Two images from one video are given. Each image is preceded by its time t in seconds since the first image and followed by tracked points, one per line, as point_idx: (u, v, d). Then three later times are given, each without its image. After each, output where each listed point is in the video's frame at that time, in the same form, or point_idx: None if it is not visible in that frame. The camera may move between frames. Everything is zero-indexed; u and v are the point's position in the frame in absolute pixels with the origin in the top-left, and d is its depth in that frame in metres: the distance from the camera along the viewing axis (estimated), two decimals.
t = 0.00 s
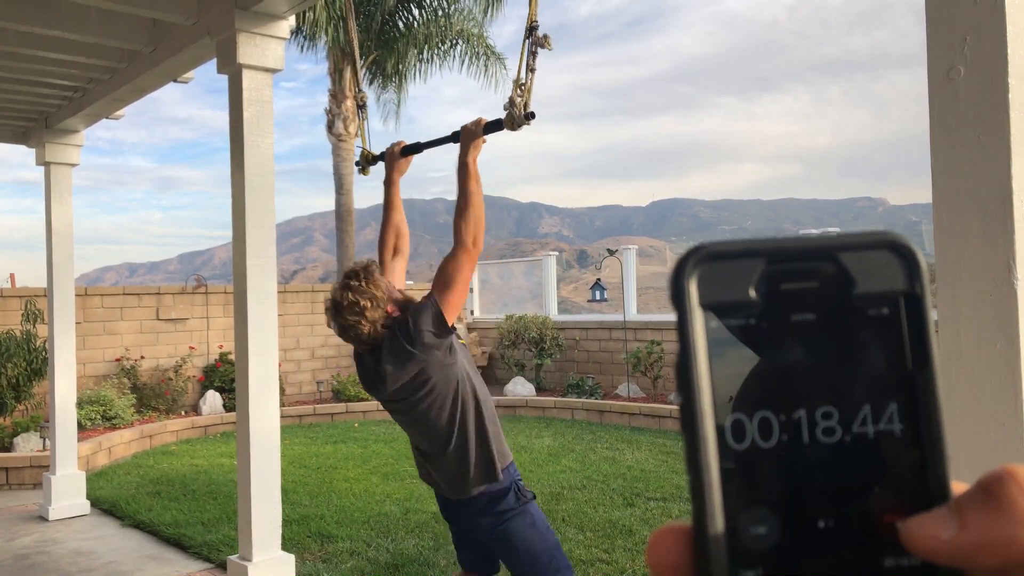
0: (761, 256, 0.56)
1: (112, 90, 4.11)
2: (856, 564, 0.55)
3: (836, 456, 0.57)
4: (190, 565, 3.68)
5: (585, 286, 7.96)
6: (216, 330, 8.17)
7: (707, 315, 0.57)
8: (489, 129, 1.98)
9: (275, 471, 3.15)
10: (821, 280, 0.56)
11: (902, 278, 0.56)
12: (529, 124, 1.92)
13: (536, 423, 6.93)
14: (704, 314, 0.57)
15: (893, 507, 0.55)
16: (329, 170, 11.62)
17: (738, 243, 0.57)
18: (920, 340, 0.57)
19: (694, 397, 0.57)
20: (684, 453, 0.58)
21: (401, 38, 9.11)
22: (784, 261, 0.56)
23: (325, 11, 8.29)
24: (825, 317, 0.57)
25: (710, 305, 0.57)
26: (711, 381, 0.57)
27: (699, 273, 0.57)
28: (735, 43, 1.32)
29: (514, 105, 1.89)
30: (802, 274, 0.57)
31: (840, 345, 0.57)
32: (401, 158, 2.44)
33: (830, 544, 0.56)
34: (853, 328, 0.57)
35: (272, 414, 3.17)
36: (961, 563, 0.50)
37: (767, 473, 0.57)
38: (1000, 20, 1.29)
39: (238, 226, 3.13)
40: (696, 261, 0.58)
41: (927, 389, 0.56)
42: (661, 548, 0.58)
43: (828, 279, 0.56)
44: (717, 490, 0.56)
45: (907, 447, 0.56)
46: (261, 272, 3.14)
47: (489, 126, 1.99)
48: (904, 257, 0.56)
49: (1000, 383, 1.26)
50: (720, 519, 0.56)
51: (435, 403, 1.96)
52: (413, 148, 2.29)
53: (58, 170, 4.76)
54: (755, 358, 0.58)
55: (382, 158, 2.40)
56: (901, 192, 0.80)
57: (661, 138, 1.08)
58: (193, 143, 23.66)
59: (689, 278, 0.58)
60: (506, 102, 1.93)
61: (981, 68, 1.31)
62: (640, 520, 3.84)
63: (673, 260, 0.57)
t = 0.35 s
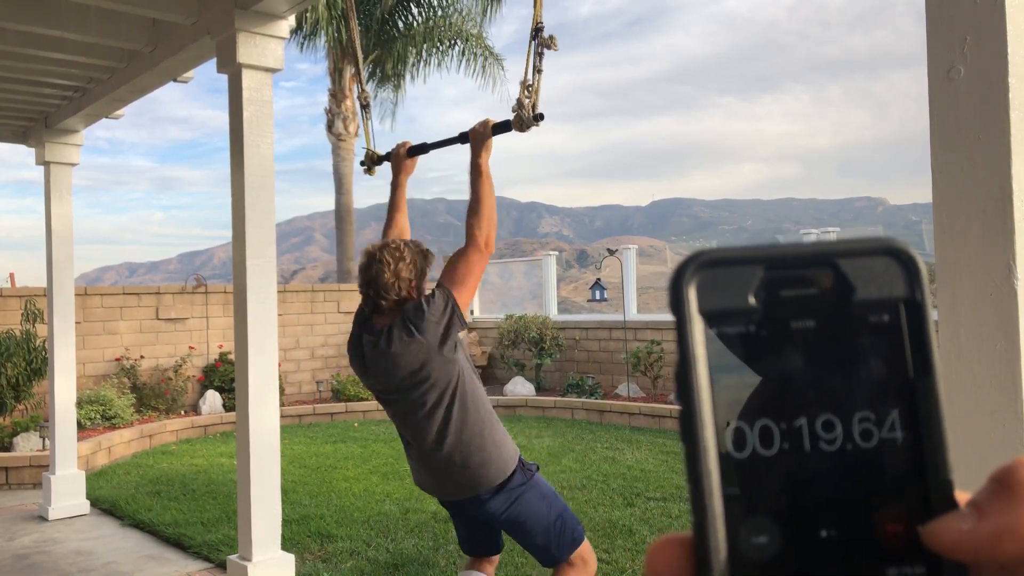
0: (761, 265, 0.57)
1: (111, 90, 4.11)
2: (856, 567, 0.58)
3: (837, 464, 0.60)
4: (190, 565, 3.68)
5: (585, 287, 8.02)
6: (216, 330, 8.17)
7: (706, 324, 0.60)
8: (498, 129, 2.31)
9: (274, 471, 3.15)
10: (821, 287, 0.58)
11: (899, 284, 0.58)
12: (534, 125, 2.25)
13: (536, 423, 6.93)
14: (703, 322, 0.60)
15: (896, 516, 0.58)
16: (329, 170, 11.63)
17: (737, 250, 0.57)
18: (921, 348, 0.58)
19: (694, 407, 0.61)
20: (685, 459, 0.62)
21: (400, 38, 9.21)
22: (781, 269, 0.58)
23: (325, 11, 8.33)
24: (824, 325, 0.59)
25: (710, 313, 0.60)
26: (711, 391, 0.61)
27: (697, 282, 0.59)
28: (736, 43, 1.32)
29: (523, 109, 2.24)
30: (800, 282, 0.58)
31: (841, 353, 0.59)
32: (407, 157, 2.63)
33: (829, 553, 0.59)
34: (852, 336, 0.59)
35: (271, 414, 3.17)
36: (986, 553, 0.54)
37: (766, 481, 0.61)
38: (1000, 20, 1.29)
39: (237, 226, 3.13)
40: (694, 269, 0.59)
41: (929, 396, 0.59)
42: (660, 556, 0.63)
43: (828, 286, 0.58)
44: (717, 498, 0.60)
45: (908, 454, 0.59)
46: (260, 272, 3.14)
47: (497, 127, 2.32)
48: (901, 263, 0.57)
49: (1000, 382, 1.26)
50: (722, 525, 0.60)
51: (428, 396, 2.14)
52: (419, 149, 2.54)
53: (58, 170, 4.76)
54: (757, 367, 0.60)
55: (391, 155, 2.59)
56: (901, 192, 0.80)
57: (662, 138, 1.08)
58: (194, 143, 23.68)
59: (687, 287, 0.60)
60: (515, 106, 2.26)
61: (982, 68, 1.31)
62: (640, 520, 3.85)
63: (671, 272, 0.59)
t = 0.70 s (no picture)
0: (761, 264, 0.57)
1: (111, 90, 4.11)
2: (851, 561, 0.59)
3: (836, 462, 0.60)
4: (190, 564, 3.68)
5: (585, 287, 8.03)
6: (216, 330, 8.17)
7: (706, 322, 0.60)
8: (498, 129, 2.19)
9: (274, 471, 3.15)
10: (819, 287, 0.58)
11: (898, 285, 0.58)
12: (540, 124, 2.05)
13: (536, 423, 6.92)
14: (703, 321, 0.60)
15: (892, 513, 0.59)
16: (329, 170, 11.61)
17: (738, 249, 0.58)
18: (918, 347, 0.59)
19: (694, 405, 0.60)
20: (685, 456, 0.61)
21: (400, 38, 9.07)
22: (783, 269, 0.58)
23: (324, 10, 8.29)
24: (823, 325, 0.59)
25: (711, 311, 0.60)
26: (711, 390, 0.60)
27: (698, 282, 0.59)
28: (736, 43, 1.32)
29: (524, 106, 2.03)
30: (800, 282, 0.58)
31: (839, 353, 0.60)
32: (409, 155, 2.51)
33: (825, 549, 0.59)
34: (851, 335, 0.59)
35: (272, 414, 3.17)
36: (976, 549, 0.56)
37: (763, 479, 0.60)
38: (1000, 20, 1.29)
39: (238, 226, 3.13)
40: (695, 269, 0.59)
41: (922, 396, 0.59)
42: (660, 550, 0.63)
43: (827, 285, 0.58)
44: (716, 499, 0.60)
45: (905, 452, 0.59)
46: (260, 272, 3.14)
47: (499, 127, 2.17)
48: (900, 265, 0.58)
49: (1000, 382, 1.26)
50: (720, 527, 0.59)
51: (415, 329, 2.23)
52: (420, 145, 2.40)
53: (58, 170, 4.76)
54: (756, 365, 0.60)
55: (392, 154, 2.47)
56: (902, 192, 0.80)
57: (662, 138, 1.09)
58: (194, 143, 23.66)
59: (688, 286, 0.60)
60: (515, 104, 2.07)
61: (981, 68, 1.31)
62: (640, 520, 3.84)
63: (672, 271, 0.59)
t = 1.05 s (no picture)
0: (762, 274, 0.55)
1: (111, 90, 4.11)
2: None
3: (841, 475, 0.58)
4: (190, 565, 3.68)
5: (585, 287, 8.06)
6: (216, 330, 8.17)
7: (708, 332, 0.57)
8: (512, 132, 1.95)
9: (274, 472, 3.15)
10: (822, 296, 0.56)
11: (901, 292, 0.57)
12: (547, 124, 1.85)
13: (536, 423, 6.93)
14: (705, 331, 0.57)
15: (899, 524, 0.56)
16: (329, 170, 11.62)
17: (739, 257, 0.56)
18: (923, 354, 0.57)
19: (697, 420, 0.57)
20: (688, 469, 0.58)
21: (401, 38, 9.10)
22: (787, 278, 0.56)
23: (325, 11, 8.30)
24: (828, 333, 0.57)
25: (715, 321, 0.57)
26: (715, 400, 0.57)
27: (702, 290, 0.57)
28: (735, 43, 1.32)
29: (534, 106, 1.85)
30: (804, 291, 0.56)
31: (843, 362, 0.58)
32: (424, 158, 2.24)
33: (832, 566, 0.56)
34: (855, 344, 0.57)
35: (271, 415, 3.17)
36: (983, 563, 0.51)
37: (767, 494, 0.58)
38: (1000, 20, 1.29)
39: (238, 226, 3.13)
40: (698, 278, 0.57)
41: (929, 406, 0.57)
42: (665, 564, 0.59)
43: (829, 295, 0.56)
44: (720, 514, 0.57)
45: (909, 463, 0.57)
46: (260, 272, 3.13)
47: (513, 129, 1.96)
48: (905, 272, 0.56)
49: (998, 384, 1.26)
50: (724, 543, 0.57)
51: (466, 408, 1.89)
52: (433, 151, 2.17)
53: (58, 170, 4.76)
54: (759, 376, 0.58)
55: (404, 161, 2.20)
56: (901, 193, 0.80)
57: (661, 138, 1.09)
58: (194, 143, 23.67)
59: (690, 295, 0.58)
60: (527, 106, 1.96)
61: (981, 67, 1.30)
62: (640, 520, 3.85)
63: (674, 278, 0.57)
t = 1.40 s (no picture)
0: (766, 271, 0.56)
1: (112, 90, 4.11)
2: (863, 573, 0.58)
3: (844, 473, 0.59)
4: (190, 565, 3.68)
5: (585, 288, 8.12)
6: (216, 330, 8.17)
7: (712, 332, 0.58)
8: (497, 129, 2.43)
9: (274, 471, 3.15)
10: (825, 295, 0.57)
11: (903, 291, 0.58)
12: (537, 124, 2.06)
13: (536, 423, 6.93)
14: (709, 331, 0.58)
15: (902, 522, 0.58)
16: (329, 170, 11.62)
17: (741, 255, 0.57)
18: (926, 353, 0.58)
19: (701, 419, 0.58)
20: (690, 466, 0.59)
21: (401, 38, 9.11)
22: (789, 277, 0.57)
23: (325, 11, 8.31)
24: (830, 332, 0.58)
25: (718, 321, 0.58)
26: (718, 399, 0.58)
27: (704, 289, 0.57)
28: (735, 43, 1.32)
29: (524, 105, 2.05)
30: (806, 289, 0.57)
31: (847, 361, 0.59)
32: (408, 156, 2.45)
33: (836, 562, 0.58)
34: (859, 343, 0.58)
35: (271, 415, 3.16)
36: (984, 561, 0.54)
37: (770, 491, 0.59)
38: (999, 20, 1.29)
39: (238, 226, 3.13)
40: (701, 275, 0.57)
41: (930, 403, 0.59)
42: (667, 565, 0.62)
43: (833, 293, 0.57)
44: (724, 512, 0.58)
45: (913, 461, 0.58)
46: (260, 272, 3.14)
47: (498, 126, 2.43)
48: (905, 270, 0.58)
49: (999, 383, 1.26)
50: (728, 541, 0.58)
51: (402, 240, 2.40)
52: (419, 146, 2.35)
53: (58, 170, 4.76)
54: (761, 373, 0.59)
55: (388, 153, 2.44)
56: (902, 193, 0.80)
57: (662, 139, 1.09)
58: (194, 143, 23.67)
59: (693, 294, 0.58)
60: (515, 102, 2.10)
61: (981, 67, 1.31)
62: (640, 520, 3.85)
63: (676, 277, 0.57)
